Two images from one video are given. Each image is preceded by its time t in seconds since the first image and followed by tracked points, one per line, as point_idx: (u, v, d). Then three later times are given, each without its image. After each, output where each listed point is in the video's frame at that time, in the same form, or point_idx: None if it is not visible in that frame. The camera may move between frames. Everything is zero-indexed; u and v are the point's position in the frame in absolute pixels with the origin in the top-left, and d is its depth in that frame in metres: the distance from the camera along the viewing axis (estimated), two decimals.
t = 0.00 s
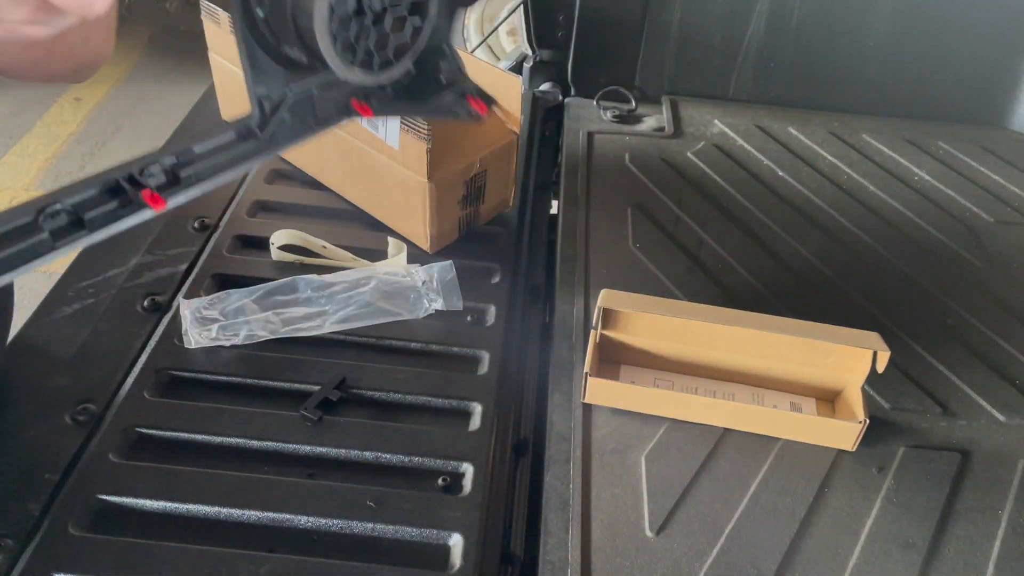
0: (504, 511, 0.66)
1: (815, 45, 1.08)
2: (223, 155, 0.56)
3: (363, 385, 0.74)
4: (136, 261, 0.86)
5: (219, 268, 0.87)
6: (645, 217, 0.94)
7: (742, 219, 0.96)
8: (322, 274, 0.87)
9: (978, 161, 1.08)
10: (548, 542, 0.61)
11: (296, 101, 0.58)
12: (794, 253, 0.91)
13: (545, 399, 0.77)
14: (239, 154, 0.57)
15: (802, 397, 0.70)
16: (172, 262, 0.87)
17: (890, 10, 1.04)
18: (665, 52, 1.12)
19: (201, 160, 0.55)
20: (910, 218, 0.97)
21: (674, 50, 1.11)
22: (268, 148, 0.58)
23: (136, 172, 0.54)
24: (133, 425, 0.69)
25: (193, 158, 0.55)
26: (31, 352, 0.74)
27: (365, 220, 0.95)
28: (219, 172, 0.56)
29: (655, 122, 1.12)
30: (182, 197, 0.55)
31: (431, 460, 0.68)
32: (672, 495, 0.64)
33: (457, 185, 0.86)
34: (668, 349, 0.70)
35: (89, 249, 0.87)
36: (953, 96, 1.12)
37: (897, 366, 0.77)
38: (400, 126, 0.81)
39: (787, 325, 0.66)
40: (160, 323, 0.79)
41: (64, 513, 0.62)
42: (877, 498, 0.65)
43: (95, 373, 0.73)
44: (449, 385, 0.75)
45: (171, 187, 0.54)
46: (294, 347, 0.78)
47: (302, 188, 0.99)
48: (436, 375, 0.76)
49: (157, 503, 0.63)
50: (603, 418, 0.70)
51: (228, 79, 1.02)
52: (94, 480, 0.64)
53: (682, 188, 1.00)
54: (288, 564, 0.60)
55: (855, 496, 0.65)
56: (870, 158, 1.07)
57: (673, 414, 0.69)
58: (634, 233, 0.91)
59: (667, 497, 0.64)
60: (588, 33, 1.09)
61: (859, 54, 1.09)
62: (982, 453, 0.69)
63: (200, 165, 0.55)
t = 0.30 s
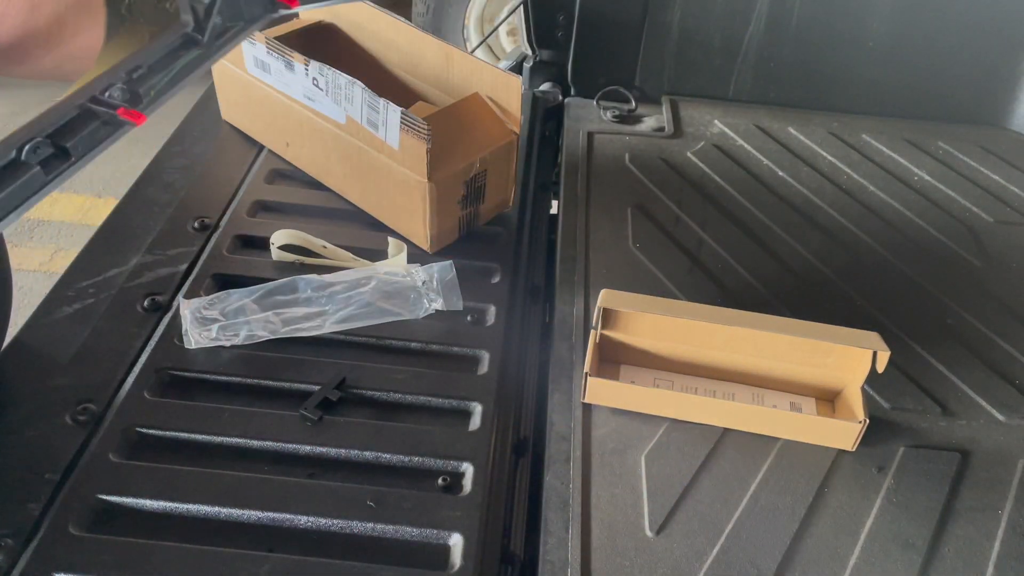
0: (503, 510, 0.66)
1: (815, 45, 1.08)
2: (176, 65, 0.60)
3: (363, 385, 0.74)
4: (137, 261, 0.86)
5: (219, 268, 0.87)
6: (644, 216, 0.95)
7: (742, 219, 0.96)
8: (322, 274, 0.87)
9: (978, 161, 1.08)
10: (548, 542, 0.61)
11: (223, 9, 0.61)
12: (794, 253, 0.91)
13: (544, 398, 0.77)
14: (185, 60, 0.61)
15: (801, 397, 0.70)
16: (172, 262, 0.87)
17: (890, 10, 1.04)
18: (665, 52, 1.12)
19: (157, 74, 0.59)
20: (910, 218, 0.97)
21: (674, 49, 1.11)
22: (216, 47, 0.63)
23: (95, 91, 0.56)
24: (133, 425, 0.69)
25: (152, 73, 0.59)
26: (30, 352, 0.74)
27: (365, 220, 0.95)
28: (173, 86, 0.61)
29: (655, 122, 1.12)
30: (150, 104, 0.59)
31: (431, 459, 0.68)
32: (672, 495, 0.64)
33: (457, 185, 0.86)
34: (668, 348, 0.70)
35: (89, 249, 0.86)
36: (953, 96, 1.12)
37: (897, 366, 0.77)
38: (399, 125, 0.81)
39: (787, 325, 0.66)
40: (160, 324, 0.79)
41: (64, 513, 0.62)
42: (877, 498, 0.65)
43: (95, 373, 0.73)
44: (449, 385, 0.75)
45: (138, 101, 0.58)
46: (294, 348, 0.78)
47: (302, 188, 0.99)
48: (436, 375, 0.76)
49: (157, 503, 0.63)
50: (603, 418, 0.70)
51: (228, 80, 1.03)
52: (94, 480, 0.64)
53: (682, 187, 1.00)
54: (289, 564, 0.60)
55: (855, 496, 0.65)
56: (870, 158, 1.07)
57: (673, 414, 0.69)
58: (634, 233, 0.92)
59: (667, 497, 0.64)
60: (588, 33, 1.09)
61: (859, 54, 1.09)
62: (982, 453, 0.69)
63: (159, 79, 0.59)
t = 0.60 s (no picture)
0: (503, 510, 0.66)
1: (815, 45, 1.08)
2: (136, 71, 0.67)
3: (363, 385, 0.74)
4: (137, 261, 0.86)
5: (219, 269, 0.87)
6: (644, 216, 0.95)
7: (742, 219, 0.96)
8: (322, 274, 0.87)
9: (978, 161, 1.08)
10: (548, 542, 0.61)
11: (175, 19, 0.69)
12: (794, 253, 0.91)
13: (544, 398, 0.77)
14: (144, 66, 0.67)
15: (802, 397, 0.70)
16: (173, 262, 0.87)
17: (890, 10, 1.04)
18: (665, 52, 1.12)
19: (117, 83, 0.65)
20: (910, 218, 0.97)
21: (674, 49, 1.11)
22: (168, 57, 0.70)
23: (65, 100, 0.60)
24: (133, 424, 0.69)
25: (113, 81, 0.65)
26: (30, 352, 0.74)
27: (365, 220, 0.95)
28: (138, 88, 0.67)
29: (655, 122, 1.12)
30: (115, 108, 0.65)
31: (431, 460, 0.68)
32: (672, 495, 0.64)
33: (457, 185, 0.86)
34: (668, 348, 0.70)
35: (89, 249, 0.86)
36: (954, 96, 1.12)
37: (897, 366, 0.77)
38: (399, 125, 0.81)
39: (787, 326, 0.66)
40: (160, 324, 0.79)
41: (64, 513, 0.62)
42: (877, 498, 0.65)
43: (95, 373, 0.73)
44: (449, 385, 0.75)
45: (105, 106, 0.63)
46: (294, 347, 0.78)
47: (302, 188, 0.99)
48: (436, 375, 0.76)
49: (157, 503, 0.63)
50: (603, 418, 0.70)
51: (228, 80, 1.03)
52: (94, 480, 0.64)
53: (682, 187, 1.00)
54: (288, 564, 0.60)
55: (855, 496, 0.65)
56: (870, 158, 1.07)
57: (673, 414, 0.69)
58: (634, 232, 0.92)
59: (667, 497, 0.64)
60: (588, 33, 1.09)
61: (859, 54, 1.09)
62: (982, 453, 0.69)
63: (121, 85, 0.65)
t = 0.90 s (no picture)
0: (503, 510, 0.66)
1: (815, 45, 1.08)
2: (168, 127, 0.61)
3: (362, 385, 0.74)
4: (137, 261, 0.86)
5: (219, 269, 0.87)
6: (644, 216, 0.95)
7: (743, 219, 0.96)
8: (322, 274, 0.87)
9: (979, 161, 1.08)
10: (548, 542, 0.61)
11: (209, 77, 0.62)
12: (794, 253, 0.91)
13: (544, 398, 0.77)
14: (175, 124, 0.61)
15: (801, 397, 0.70)
16: (173, 262, 0.87)
17: (890, 10, 1.04)
18: (665, 52, 1.12)
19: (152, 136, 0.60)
20: (910, 219, 0.97)
21: (674, 49, 1.11)
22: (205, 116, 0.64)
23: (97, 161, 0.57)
24: (133, 425, 0.69)
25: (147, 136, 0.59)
26: (30, 352, 0.74)
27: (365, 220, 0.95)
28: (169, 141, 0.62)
29: (655, 122, 1.12)
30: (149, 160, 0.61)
31: (431, 460, 0.68)
32: (672, 495, 0.64)
33: (457, 185, 0.86)
34: (668, 348, 0.70)
35: (89, 249, 0.86)
36: (953, 96, 1.12)
37: (897, 366, 0.77)
38: (399, 125, 0.81)
39: (787, 326, 0.66)
40: (160, 324, 0.79)
41: (64, 513, 0.62)
42: (877, 498, 0.65)
43: (95, 373, 0.73)
44: (449, 385, 0.75)
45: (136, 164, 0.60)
46: (294, 347, 0.78)
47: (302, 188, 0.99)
48: (437, 375, 0.76)
49: (157, 503, 0.63)
50: (603, 418, 0.70)
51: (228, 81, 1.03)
52: (94, 480, 0.64)
53: (682, 187, 1.00)
54: (288, 564, 0.60)
55: (855, 496, 0.65)
56: (870, 158, 1.07)
57: (673, 415, 0.69)
58: (634, 233, 0.91)
59: (667, 497, 0.64)
60: (588, 33, 1.09)
61: (859, 55, 1.09)
62: (982, 453, 0.69)
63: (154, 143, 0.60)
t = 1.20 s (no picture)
0: (503, 509, 0.66)
1: (814, 45, 1.08)
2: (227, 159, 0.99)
3: (362, 385, 0.74)
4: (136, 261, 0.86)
5: (219, 269, 0.87)
6: (644, 216, 0.95)
7: (743, 219, 0.96)
8: (322, 274, 0.87)
9: (978, 161, 1.08)
10: (548, 542, 0.61)
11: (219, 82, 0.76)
12: (794, 253, 0.91)
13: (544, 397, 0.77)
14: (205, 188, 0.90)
15: (802, 398, 0.70)
16: (173, 262, 0.86)
17: (890, 10, 1.04)
18: (665, 52, 1.12)
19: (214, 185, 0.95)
20: (910, 218, 0.97)
21: (674, 49, 1.11)
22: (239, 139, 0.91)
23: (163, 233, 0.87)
24: (133, 425, 0.69)
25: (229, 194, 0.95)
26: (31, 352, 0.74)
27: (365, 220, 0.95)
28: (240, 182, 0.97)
29: (655, 122, 1.12)
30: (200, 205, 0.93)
31: (431, 460, 0.68)
32: (672, 495, 0.64)
33: (457, 185, 0.86)
34: (668, 348, 0.70)
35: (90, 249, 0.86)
36: (953, 96, 1.12)
37: (898, 366, 0.77)
38: (399, 125, 0.81)
39: (787, 326, 0.66)
40: (160, 324, 0.79)
41: (64, 514, 0.62)
42: (877, 498, 0.65)
43: (95, 373, 0.73)
44: (449, 385, 0.75)
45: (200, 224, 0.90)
46: (295, 347, 0.78)
47: (302, 188, 0.99)
48: (437, 375, 0.76)
49: (157, 503, 0.63)
50: (603, 418, 0.70)
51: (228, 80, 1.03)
52: (95, 480, 0.64)
53: (681, 187, 1.00)
54: (288, 564, 0.60)
55: (855, 496, 0.65)
56: (870, 158, 1.07)
57: (673, 414, 0.69)
58: (634, 233, 0.92)
59: (667, 497, 0.64)
60: (588, 32, 1.08)
61: (859, 55, 1.09)
62: (982, 453, 0.69)
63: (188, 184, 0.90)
